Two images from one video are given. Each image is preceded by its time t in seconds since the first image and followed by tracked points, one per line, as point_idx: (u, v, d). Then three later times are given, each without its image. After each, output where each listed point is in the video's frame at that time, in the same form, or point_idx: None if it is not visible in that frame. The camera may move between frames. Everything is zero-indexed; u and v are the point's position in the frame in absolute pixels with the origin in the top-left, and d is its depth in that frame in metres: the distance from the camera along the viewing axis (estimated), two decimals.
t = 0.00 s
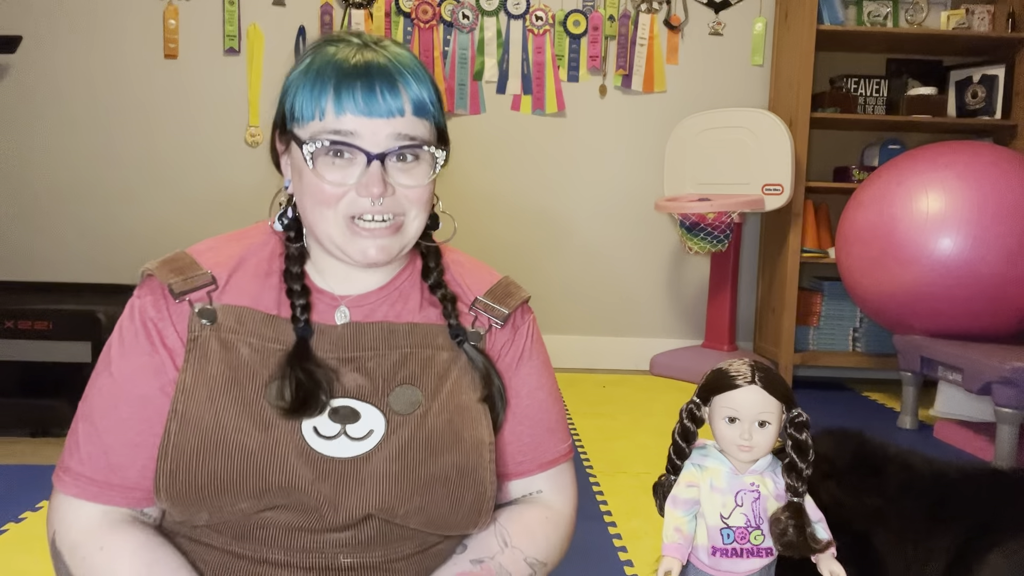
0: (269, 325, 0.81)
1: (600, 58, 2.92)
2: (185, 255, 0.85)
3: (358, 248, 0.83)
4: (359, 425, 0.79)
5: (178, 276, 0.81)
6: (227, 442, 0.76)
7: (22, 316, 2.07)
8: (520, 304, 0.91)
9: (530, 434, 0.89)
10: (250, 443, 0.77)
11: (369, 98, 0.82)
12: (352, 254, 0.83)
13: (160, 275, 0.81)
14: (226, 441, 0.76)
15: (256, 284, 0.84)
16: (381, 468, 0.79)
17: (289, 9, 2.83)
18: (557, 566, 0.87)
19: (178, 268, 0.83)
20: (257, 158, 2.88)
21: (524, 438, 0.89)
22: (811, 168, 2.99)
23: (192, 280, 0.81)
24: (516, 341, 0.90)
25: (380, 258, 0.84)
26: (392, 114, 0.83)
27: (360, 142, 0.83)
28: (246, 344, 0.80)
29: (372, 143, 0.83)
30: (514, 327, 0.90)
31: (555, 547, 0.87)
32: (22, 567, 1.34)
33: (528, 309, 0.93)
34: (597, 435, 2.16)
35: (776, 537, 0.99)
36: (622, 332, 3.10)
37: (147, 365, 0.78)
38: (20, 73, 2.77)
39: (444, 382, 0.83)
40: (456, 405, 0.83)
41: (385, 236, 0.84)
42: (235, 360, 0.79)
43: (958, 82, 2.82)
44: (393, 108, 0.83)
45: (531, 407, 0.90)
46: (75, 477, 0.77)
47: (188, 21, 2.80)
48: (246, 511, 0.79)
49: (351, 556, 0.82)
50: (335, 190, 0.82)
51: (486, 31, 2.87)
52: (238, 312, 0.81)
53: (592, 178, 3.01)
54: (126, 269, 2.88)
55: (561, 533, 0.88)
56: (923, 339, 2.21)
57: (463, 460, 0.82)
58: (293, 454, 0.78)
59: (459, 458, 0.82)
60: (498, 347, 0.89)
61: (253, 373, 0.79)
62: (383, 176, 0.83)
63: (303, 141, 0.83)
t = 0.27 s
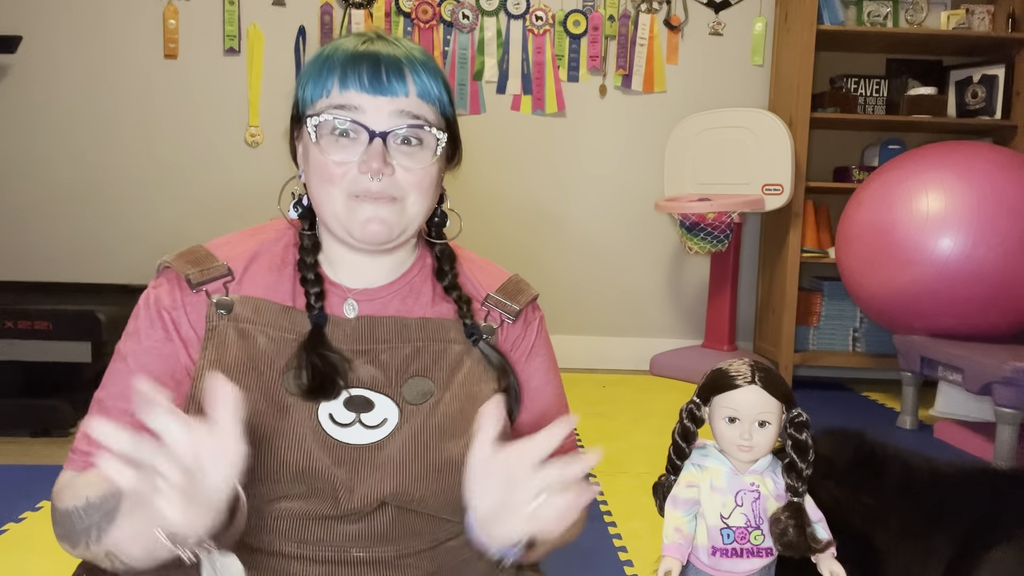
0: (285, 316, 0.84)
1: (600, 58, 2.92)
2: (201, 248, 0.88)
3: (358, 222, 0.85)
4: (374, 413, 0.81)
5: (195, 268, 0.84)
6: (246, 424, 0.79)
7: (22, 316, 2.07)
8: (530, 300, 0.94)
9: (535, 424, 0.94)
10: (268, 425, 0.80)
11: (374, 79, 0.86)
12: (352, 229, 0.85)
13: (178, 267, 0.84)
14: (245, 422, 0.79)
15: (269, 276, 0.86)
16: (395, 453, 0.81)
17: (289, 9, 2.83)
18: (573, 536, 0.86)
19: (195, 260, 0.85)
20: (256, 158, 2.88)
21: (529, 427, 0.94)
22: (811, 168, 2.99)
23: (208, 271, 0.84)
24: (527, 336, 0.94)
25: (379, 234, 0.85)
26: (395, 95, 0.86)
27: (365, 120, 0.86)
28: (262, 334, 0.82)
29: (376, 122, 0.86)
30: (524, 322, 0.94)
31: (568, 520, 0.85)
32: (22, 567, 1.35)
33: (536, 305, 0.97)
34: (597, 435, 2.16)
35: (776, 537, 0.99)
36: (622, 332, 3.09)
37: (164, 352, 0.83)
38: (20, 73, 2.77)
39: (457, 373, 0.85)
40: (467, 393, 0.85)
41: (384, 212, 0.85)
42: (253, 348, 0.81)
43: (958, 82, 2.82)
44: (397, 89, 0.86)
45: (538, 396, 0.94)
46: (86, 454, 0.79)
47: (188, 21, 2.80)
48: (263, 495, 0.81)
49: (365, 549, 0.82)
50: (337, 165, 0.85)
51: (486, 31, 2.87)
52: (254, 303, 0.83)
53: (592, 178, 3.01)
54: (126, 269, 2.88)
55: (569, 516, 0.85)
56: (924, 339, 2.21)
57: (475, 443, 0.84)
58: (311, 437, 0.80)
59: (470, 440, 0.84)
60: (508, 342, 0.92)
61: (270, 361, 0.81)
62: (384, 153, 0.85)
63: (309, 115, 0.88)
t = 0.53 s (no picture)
0: (281, 317, 0.83)
1: (600, 58, 2.92)
2: (198, 250, 0.88)
3: (347, 230, 0.84)
4: (370, 415, 0.81)
5: (191, 269, 0.84)
6: (240, 426, 0.78)
7: (22, 316, 2.07)
8: (526, 299, 0.92)
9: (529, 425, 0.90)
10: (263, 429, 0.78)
11: (364, 86, 0.85)
12: (342, 237, 0.85)
13: (173, 268, 0.84)
14: (239, 424, 0.78)
15: (266, 278, 0.86)
16: (390, 457, 0.80)
17: (289, 9, 2.83)
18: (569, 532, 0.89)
19: (191, 262, 0.85)
20: (257, 159, 2.88)
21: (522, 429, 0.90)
22: (811, 169, 2.99)
23: (204, 273, 0.84)
24: (521, 334, 0.91)
25: (368, 243, 0.84)
26: (385, 103, 0.85)
27: (355, 128, 0.85)
28: (258, 335, 0.82)
29: (366, 130, 0.85)
30: (522, 322, 0.92)
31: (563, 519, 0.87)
32: (22, 566, 1.35)
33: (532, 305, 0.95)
34: (597, 435, 2.16)
35: (776, 537, 0.99)
36: (622, 332, 3.09)
37: (163, 353, 0.81)
38: (19, 73, 2.77)
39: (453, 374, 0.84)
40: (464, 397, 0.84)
41: (373, 220, 0.84)
42: (248, 349, 0.81)
43: (958, 82, 2.82)
44: (387, 96, 0.85)
45: (534, 397, 0.91)
46: (88, 459, 0.80)
47: (189, 21, 2.80)
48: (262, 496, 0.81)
49: (362, 548, 0.82)
50: (326, 173, 0.84)
51: (486, 31, 2.87)
52: (250, 304, 0.83)
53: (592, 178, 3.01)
54: (126, 269, 2.88)
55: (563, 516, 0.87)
56: (924, 339, 2.21)
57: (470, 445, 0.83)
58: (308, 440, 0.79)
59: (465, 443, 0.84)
60: (502, 341, 0.90)
61: (264, 361, 0.81)
62: (374, 161, 0.84)
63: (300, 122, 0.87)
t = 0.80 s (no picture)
0: (276, 335, 0.82)
1: (600, 58, 2.92)
2: (191, 259, 0.86)
3: (334, 249, 0.83)
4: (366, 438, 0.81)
5: (184, 282, 0.82)
6: (235, 452, 0.78)
7: (22, 315, 2.07)
8: (528, 315, 0.91)
9: (531, 446, 0.90)
10: (260, 454, 0.79)
11: (351, 99, 0.82)
12: (329, 255, 0.83)
13: (167, 280, 0.82)
14: (234, 451, 0.78)
15: (262, 290, 0.85)
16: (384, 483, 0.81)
17: (289, 8, 2.83)
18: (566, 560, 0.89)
19: (184, 274, 0.83)
20: (257, 158, 2.88)
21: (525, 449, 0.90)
22: (811, 169, 2.99)
23: (198, 287, 0.82)
24: (522, 351, 0.91)
25: (356, 262, 0.83)
26: (373, 117, 0.83)
27: (342, 143, 0.83)
28: (253, 354, 0.81)
29: (354, 145, 0.83)
30: (525, 341, 0.91)
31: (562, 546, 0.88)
32: (22, 566, 1.35)
33: (535, 320, 0.94)
34: (597, 435, 2.16)
35: (776, 537, 0.99)
36: (622, 332, 3.09)
37: (158, 369, 0.80)
38: (19, 72, 2.77)
39: (453, 397, 0.84)
40: (461, 420, 0.84)
41: (361, 238, 0.83)
42: (242, 369, 0.80)
43: (958, 82, 2.82)
44: (375, 110, 0.83)
45: (535, 418, 0.90)
46: (81, 476, 0.78)
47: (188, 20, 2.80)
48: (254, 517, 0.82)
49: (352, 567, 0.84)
50: (312, 189, 0.83)
51: (486, 31, 2.87)
52: (245, 321, 0.82)
53: (592, 178, 3.01)
54: (126, 269, 2.88)
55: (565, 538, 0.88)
56: (924, 339, 2.21)
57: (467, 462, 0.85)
58: (301, 465, 0.80)
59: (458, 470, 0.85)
60: (503, 359, 0.89)
61: (259, 383, 0.80)
62: (361, 179, 0.82)
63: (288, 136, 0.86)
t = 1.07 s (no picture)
0: (272, 316, 0.82)
1: (600, 58, 2.92)
2: (191, 248, 0.86)
3: (325, 229, 0.83)
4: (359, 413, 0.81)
5: (184, 267, 0.82)
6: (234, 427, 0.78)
7: (22, 316, 2.06)
8: (519, 300, 0.91)
9: (526, 428, 0.88)
10: (258, 429, 0.78)
11: (343, 83, 0.83)
12: (320, 236, 0.83)
13: (167, 266, 0.82)
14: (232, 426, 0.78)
15: (259, 275, 0.85)
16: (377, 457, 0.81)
17: (289, 8, 2.83)
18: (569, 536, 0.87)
19: (185, 260, 0.83)
20: (256, 158, 2.88)
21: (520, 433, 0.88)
22: (811, 169, 2.99)
23: (198, 271, 0.82)
24: (514, 335, 0.90)
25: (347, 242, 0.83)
26: (364, 98, 0.83)
27: (335, 125, 0.84)
28: (250, 334, 0.81)
29: (345, 127, 0.84)
30: (518, 325, 0.90)
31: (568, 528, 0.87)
32: (22, 566, 1.35)
33: (527, 304, 0.93)
34: (597, 435, 2.16)
35: (776, 537, 0.99)
36: (622, 332, 3.09)
37: (158, 350, 0.79)
38: (19, 73, 2.77)
39: (445, 374, 0.84)
40: (454, 399, 0.84)
41: (352, 218, 0.83)
42: (240, 348, 0.80)
43: (958, 82, 2.82)
44: (366, 92, 0.83)
45: (529, 400, 0.89)
46: (82, 453, 0.77)
47: (188, 21, 2.80)
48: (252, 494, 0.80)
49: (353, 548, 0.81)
50: (304, 169, 0.83)
51: (486, 31, 2.87)
52: (243, 303, 0.82)
53: (592, 178, 3.01)
54: (126, 269, 2.88)
55: (571, 515, 0.86)
56: (924, 339, 2.21)
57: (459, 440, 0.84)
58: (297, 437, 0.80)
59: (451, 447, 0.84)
60: (495, 343, 0.89)
61: (256, 362, 0.80)
62: (352, 158, 0.83)
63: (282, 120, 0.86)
